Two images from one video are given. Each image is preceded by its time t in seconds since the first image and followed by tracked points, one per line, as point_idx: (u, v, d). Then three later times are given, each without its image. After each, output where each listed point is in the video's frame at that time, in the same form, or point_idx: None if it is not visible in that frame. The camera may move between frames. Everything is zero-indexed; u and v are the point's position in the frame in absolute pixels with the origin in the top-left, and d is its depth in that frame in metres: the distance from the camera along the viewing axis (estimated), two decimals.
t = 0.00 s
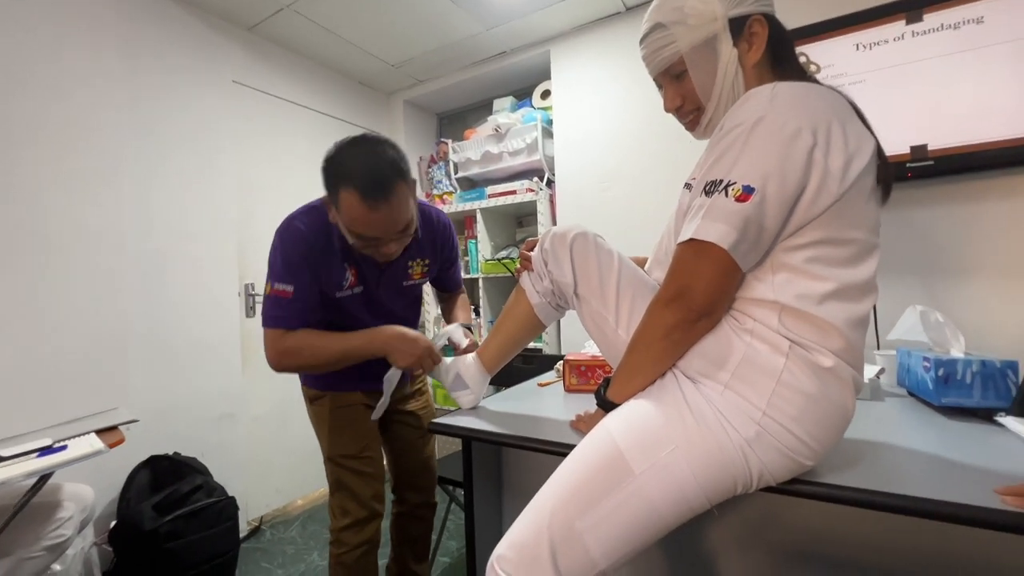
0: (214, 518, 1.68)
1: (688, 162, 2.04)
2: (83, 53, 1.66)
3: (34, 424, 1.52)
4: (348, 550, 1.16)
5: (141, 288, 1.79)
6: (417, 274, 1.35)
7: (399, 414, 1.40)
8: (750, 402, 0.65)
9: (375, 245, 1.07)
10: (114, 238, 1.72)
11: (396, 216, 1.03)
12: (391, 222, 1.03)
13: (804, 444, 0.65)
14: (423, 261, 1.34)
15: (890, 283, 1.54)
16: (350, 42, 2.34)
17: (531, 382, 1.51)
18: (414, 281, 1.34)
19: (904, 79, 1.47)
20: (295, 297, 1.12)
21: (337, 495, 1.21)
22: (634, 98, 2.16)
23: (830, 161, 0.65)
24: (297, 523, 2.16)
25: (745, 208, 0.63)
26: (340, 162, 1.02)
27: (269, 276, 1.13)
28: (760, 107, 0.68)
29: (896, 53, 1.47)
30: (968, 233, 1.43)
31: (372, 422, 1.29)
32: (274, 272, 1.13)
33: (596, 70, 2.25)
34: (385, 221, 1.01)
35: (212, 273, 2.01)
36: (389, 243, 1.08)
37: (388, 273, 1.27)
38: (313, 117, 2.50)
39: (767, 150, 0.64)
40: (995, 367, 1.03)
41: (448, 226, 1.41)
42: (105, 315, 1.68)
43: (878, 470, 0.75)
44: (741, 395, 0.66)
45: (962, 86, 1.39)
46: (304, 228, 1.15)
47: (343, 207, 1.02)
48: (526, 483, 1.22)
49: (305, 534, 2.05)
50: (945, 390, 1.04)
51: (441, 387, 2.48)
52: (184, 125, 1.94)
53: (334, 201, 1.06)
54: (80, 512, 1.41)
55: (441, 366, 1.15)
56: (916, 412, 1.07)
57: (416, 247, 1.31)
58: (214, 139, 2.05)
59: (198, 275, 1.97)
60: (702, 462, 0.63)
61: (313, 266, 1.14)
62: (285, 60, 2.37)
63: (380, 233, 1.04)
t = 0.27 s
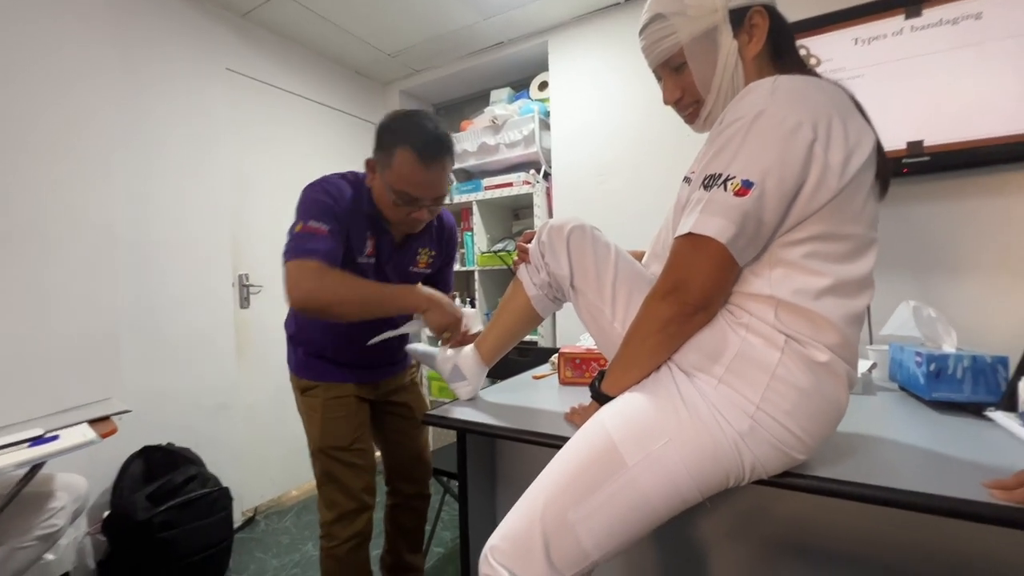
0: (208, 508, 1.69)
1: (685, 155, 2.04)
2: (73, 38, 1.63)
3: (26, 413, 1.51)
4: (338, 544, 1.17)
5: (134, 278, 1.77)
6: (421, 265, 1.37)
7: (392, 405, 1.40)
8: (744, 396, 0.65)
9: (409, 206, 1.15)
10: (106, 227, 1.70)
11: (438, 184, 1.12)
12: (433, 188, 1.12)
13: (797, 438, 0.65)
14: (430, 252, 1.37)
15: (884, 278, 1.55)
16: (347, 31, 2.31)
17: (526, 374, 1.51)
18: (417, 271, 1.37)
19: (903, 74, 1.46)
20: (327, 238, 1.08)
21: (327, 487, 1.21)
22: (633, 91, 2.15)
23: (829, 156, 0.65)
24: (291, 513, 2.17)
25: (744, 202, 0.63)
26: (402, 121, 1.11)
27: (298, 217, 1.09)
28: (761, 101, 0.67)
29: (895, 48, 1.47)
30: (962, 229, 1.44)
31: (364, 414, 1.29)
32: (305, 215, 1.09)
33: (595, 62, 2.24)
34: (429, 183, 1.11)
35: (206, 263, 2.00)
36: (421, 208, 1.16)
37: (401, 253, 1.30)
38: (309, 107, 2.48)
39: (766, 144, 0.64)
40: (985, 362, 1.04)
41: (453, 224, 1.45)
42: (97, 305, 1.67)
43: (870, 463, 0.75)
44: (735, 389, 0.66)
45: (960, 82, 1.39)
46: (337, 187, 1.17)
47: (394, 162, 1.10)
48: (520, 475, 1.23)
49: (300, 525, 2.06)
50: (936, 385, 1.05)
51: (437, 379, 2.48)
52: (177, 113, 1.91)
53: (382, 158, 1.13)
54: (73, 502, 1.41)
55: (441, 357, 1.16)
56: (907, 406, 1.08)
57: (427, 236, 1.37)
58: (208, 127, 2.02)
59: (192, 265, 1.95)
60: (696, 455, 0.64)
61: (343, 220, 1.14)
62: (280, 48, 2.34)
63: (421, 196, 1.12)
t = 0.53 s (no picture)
0: (201, 499, 1.68)
1: (683, 150, 2.03)
2: (63, 23, 1.61)
3: (16, 403, 1.50)
4: (330, 538, 1.18)
5: (126, 268, 1.76)
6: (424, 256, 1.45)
7: (384, 397, 1.40)
8: (737, 391, 0.65)
9: (434, 185, 1.19)
10: (98, 216, 1.68)
11: (465, 169, 1.20)
12: (461, 171, 1.19)
13: (789, 433, 0.65)
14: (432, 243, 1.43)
15: (879, 275, 1.55)
16: (343, 20, 2.28)
17: (521, 368, 1.51)
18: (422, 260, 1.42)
19: (902, 71, 1.46)
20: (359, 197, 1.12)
21: (317, 481, 1.21)
22: (631, 85, 2.14)
23: (827, 150, 0.65)
24: (285, 505, 2.17)
25: (740, 197, 0.62)
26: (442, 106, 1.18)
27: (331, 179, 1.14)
28: (759, 95, 0.67)
29: (894, 44, 1.47)
30: (958, 227, 1.44)
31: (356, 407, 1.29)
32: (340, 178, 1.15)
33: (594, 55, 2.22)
34: (459, 166, 1.18)
35: (200, 253, 1.99)
36: (443, 190, 1.21)
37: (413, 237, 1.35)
38: (304, 96, 2.46)
39: (764, 138, 0.64)
40: (978, 360, 1.04)
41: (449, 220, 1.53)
42: (88, 294, 1.66)
43: (862, 459, 0.76)
44: (729, 384, 0.66)
45: (958, 79, 1.39)
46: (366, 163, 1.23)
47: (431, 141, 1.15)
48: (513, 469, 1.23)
49: (293, 516, 2.06)
50: (929, 382, 1.05)
51: (432, 371, 2.48)
52: (170, 101, 1.89)
53: (416, 136, 1.18)
54: (64, 492, 1.40)
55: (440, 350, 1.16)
56: (900, 404, 1.09)
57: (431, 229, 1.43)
58: (201, 116, 2.00)
59: (185, 255, 1.94)
60: (689, 449, 0.64)
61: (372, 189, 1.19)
62: (276, 37, 2.31)
63: (447, 179, 1.19)
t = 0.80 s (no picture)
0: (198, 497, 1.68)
1: (683, 151, 2.03)
2: (63, 17, 1.60)
3: (12, 399, 1.49)
4: (327, 536, 1.17)
5: (125, 264, 1.75)
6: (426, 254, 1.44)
7: (385, 395, 1.39)
8: (738, 393, 0.64)
9: (434, 177, 1.19)
10: (96, 212, 1.67)
11: (466, 163, 1.19)
12: (461, 163, 1.18)
13: (790, 436, 0.65)
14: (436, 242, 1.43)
15: (880, 278, 1.55)
16: (345, 18, 2.28)
17: (520, 368, 1.50)
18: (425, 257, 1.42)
19: (904, 73, 1.46)
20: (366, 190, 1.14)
21: (316, 478, 1.20)
22: (633, 85, 2.14)
23: (830, 151, 0.64)
24: (282, 503, 2.16)
25: (743, 197, 0.62)
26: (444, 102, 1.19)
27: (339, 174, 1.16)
28: (762, 95, 0.66)
29: (895, 47, 1.47)
30: (958, 230, 1.44)
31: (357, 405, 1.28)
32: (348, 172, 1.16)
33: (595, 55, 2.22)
34: (460, 159, 1.17)
35: (199, 250, 1.98)
36: (443, 183, 1.20)
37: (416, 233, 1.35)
38: (305, 94, 2.45)
39: (767, 138, 0.63)
40: (979, 364, 1.04)
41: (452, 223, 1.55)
42: (85, 291, 1.65)
43: (863, 463, 0.75)
44: (730, 386, 0.65)
45: (959, 83, 1.39)
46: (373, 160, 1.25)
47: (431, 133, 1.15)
48: (511, 469, 1.22)
49: (290, 515, 2.05)
50: (929, 386, 1.05)
51: (430, 371, 2.48)
52: (171, 98, 1.88)
53: (418, 132, 1.19)
54: (59, 488, 1.40)
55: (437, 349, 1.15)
56: (900, 407, 1.08)
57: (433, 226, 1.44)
58: (201, 112, 1.99)
59: (184, 252, 1.93)
60: (689, 451, 0.63)
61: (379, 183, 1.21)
62: (276, 34, 2.30)
63: (447, 173, 1.18)
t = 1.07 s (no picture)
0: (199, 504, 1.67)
1: (686, 160, 2.04)
2: (73, 26, 1.63)
3: (15, 405, 1.50)
4: (333, 537, 1.16)
5: (129, 271, 1.76)
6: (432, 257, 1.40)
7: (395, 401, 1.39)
8: (743, 402, 0.64)
9: (408, 182, 1.15)
10: (102, 219, 1.68)
11: (437, 164, 1.14)
12: (431, 164, 1.13)
13: (796, 446, 0.64)
14: (440, 246, 1.41)
15: (885, 287, 1.54)
16: (350, 28, 2.30)
17: (523, 377, 1.50)
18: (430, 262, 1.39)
19: (906, 83, 1.46)
20: (346, 219, 1.13)
21: (324, 480, 1.20)
22: (635, 95, 2.15)
23: (833, 159, 0.64)
24: (282, 512, 2.14)
25: (746, 204, 0.62)
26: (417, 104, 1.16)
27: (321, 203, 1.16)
28: (764, 103, 0.67)
29: (897, 57, 1.47)
30: (963, 240, 1.43)
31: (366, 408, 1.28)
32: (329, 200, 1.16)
33: (598, 65, 2.24)
34: (429, 160, 1.12)
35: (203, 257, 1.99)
36: (419, 188, 1.16)
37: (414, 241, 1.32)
38: (310, 103, 2.47)
39: (769, 147, 0.63)
40: (987, 374, 1.03)
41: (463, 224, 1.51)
42: (89, 297, 1.65)
43: (870, 474, 0.74)
44: (734, 395, 0.65)
45: (962, 93, 1.39)
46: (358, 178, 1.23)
47: (399, 138, 1.13)
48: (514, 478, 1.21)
49: (291, 524, 2.04)
50: (937, 397, 1.04)
51: (433, 379, 2.47)
52: (177, 107, 1.90)
53: (389, 138, 1.17)
54: (61, 495, 1.39)
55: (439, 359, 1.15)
56: (906, 418, 1.07)
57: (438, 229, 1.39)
58: (207, 121, 2.01)
59: (188, 258, 1.93)
60: (694, 461, 0.62)
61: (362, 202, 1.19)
62: (282, 44, 2.33)
63: (419, 178, 1.14)
